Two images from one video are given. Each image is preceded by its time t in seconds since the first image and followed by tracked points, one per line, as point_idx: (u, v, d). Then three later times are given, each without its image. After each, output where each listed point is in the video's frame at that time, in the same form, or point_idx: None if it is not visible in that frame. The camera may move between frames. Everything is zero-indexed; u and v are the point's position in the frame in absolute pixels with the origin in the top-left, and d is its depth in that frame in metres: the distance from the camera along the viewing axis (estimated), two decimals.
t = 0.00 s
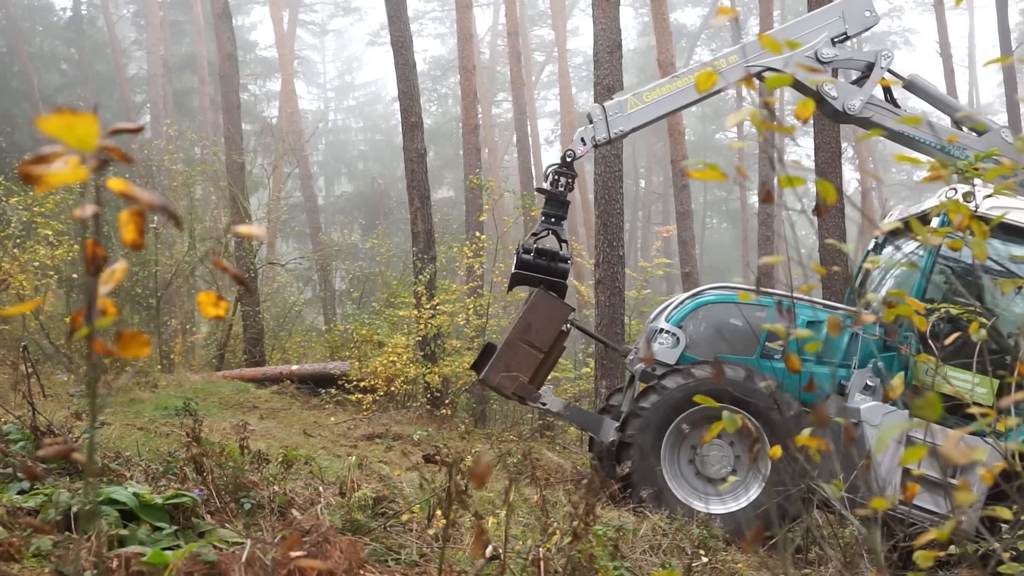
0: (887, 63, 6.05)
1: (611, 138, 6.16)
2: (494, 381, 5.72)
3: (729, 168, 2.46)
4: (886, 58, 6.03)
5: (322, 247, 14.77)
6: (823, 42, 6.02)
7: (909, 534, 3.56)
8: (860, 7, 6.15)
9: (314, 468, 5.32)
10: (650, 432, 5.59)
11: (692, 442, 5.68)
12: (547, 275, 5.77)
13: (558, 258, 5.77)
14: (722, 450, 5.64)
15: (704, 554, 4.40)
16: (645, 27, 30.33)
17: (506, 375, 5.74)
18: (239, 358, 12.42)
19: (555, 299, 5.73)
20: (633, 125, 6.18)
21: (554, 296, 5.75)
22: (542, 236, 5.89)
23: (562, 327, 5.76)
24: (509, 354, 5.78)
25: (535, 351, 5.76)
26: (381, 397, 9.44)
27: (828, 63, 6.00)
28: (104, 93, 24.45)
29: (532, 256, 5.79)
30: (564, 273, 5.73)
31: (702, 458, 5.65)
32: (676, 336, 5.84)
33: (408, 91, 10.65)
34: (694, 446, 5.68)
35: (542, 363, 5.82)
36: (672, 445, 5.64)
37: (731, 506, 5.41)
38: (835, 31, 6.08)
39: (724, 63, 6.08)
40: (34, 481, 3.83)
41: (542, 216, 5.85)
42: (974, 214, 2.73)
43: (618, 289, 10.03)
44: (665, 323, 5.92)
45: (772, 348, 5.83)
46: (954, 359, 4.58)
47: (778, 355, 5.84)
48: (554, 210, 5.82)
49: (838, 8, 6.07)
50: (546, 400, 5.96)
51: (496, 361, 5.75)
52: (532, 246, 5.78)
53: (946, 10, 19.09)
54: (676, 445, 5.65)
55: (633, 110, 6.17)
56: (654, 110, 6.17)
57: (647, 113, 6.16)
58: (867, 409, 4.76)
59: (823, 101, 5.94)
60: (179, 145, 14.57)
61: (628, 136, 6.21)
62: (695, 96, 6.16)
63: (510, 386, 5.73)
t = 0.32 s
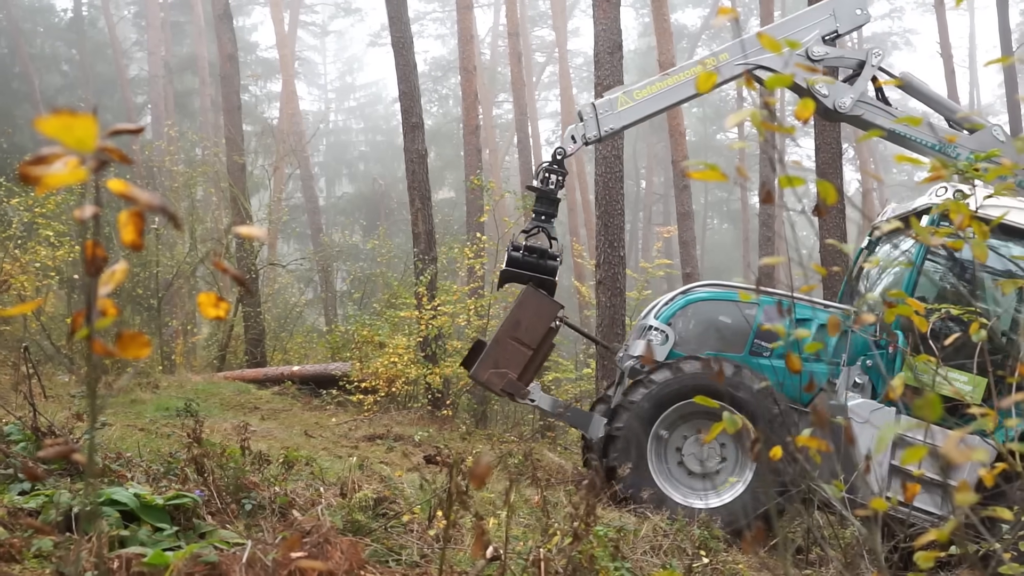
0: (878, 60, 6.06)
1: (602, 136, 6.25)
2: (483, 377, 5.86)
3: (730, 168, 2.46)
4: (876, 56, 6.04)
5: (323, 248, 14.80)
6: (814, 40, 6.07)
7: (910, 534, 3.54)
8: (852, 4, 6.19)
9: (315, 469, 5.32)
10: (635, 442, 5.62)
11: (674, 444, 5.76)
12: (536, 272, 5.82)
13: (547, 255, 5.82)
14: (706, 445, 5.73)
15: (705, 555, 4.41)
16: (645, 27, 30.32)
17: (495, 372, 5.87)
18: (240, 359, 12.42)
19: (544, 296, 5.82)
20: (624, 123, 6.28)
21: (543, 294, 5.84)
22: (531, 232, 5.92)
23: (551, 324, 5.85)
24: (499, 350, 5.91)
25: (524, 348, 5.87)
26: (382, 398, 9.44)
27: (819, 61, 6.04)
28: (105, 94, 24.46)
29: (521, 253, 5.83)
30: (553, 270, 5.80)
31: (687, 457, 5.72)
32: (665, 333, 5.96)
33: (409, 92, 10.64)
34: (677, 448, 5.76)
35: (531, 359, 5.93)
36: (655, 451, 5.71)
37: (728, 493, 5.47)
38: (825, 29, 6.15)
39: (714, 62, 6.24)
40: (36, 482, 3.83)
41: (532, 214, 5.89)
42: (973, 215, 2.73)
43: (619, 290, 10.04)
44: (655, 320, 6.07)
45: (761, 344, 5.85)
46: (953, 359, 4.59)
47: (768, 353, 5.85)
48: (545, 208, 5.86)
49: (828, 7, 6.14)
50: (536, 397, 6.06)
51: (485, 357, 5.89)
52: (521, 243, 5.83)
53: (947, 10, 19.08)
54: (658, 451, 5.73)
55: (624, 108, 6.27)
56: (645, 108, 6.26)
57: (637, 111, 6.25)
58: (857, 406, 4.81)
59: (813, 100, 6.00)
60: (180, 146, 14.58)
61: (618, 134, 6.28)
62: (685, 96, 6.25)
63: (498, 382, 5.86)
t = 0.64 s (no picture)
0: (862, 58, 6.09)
1: (587, 132, 6.32)
2: (468, 372, 5.96)
3: (731, 170, 2.45)
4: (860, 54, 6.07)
5: (325, 249, 14.81)
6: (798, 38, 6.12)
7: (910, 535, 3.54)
8: (836, 2, 6.24)
9: (316, 470, 5.32)
10: (617, 457, 5.66)
11: (656, 448, 5.81)
12: (522, 267, 6.02)
13: (533, 251, 6.01)
14: (686, 440, 5.80)
15: (706, 556, 4.40)
16: (647, 28, 30.33)
17: (480, 366, 5.98)
18: (241, 360, 12.42)
19: (530, 291, 5.94)
20: (608, 120, 6.34)
21: (530, 288, 5.97)
22: (518, 230, 6.11)
23: (537, 320, 5.95)
24: (485, 345, 6.01)
25: (509, 343, 5.97)
26: (383, 399, 9.43)
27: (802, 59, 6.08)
28: (107, 95, 24.47)
29: (507, 249, 6.02)
30: (539, 264, 5.99)
31: (672, 457, 5.79)
32: (650, 329, 5.96)
33: (410, 93, 10.64)
34: (659, 452, 5.81)
35: (517, 354, 6.04)
36: (641, 461, 5.75)
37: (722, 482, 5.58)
38: (810, 27, 6.20)
39: (698, 59, 6.32)
40: (36, 483, 3.83)
41: (518, 211, 6.08)
42: (975, 216, 2.71)
43: (620, 291, 10.04)
44: (640, 315, 6.09)
45: (746, 340, 5.88)
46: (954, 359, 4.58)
47: (752, 349, 5.87)
48: (530, 204, 6.06)
49: (812, 5, 6.19)
50: (520, 392, 6.18)
51: (471, 352, 6.00)
52: (507, 239, 6.02)
53: (949, 11, 19.06)
54: (644, 460, 5.76)
55: (609, 105, 6.34)
56: (630, 105, 6.32)
57: (622, 108, 6.32)
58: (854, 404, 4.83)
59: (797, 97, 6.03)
60: (182, 147, 14.58)
61: (603, 132, 6.35)
62: (670, 92, 6.31)
63: (484, 376, 5.95)
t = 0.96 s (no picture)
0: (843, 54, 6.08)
1: (569, 131, 6.39)
2: (449, 367, 6.05)
3: (732, 171, 2.44)
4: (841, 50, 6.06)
5: (326, 250, 14.82)
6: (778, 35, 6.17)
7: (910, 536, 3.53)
8: None
9: (317, 470, 5.32)
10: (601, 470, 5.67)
11: (635, 450, 5.86)
12: (502, 264, 6.16)
13: (514, 247, 6.16)
14: (661, 434, 5.85)
15: (708, 557, 4.40)
16: (648, 29, 30.33)
17: (462, 362, 6.06)
18: (242, 361, 12.42)
19: (511, 288, 5.99)
20: (591, 118, 6.39)
21: (510, 284, 6.02)
22: (499, 228, 6.26)
23: (518, 316, 6.00)
24: (466, 340, 6.08)
25: (490, 339, 6.04)
26: (384, 400, 9.43)
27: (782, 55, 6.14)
28: (108, 96, 24.49)
29: (488, 246, 6.18)
30: (519, 261, 6.12)
31: (653, 453, 5.84)
32: (631, 324, 6.03)
33: (412, 94, 10.67)
34: (639, 453, 5.86)
35: (498, 350, 6.10)
36: (626, 467, 5.80)
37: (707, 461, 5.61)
38: (791, 24, 6.24)
39: (681, 56, 6.32)
40: (38, 484, 3.82)
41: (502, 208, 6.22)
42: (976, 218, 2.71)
43: (621, 293, 10.04)
44: (621, 310, 6.17)
45: (727, 335, 5.91)
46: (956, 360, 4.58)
47: (733, 344, 5.89)
48: (513, 202, 6.15)
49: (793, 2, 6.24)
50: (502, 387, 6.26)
51: (452, 348, 6.08)
52: (488, 236, 6.18)
53: (952, 12, 19.05)
54: (627, 466, 5.80)
55: (591, 103, 6.38)
56: (611, 103, 6.37)
57: (604, 106, 6.37)
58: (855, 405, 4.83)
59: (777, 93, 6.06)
60: (183, 148, 14.57)
61: (585, 129, 6.42)
62: (652, 89, 6.35)
63: (465, 371, 6.04)
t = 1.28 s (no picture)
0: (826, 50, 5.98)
1: (552, 129, 6.39)
2: (432, 364, 6.14)
3: (735, 173, 2.43)
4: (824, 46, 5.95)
5: (327, 250, 14.83)
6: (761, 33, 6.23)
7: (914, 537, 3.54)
8: None
9: (318, 471, 5.33)
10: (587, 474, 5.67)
11: (618, 452, 5.87)
12: (484, 262, 6.15)
13: (496, 246, 6.17)
14: (639, 430, 5.86)
15: (709, 558, 4.40)
16: (649, 30, 30.33)
17: (444, 360, 6.14)
18: (243, 361, 12.44)
19: (493, 285, 6.11)
20: (573, 116, 6.39)
21: (492, 282, 6.13)
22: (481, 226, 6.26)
23: (499, 314, 6.10)
24: (449, 338, 6.18)
25: (472, 336, 6.13)
26: (385, 401, 9.44)
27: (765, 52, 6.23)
28: (109, 96, 24.47)
29: (469, 244, 6.17)
30: (501, 259, 6.13)
31: (636, 451, 5.85)
32: (613, 321, 6.11)
33: (413, 95, 10.68)
34: (623, 455, 5.87)
35: (480, 348, 6.19)
36: (616, 473, 5.80)
37: (690, 443, 5.61)
38: (774, 21, 6.28)
39: (663, 54, 6.34)
40: (40, 484, 3.82)
41: (484, 208, 6.24)
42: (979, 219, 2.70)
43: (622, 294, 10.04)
44: (603, 308, 6.24)
45: (709, 331, 5.98)
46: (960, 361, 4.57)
47: (716, 340, 5.97)
48: (495, 200, 6.21)
49: None
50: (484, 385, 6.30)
51: (435, 347, 6.17)
52: (469, 234, 6.17)
53: (953, 13, 19.06)
54: (616, 471, 5.81)
55: (573, 101, 6.38)
56: (593, 101, 6.38)
57: (587, 104, 6.38)
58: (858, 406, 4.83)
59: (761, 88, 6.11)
60: (184, 148, 14.57)
61: (568, 127, 6.42)
62: (633, 87, 6.40)
63: (447, 369, 6.12)
